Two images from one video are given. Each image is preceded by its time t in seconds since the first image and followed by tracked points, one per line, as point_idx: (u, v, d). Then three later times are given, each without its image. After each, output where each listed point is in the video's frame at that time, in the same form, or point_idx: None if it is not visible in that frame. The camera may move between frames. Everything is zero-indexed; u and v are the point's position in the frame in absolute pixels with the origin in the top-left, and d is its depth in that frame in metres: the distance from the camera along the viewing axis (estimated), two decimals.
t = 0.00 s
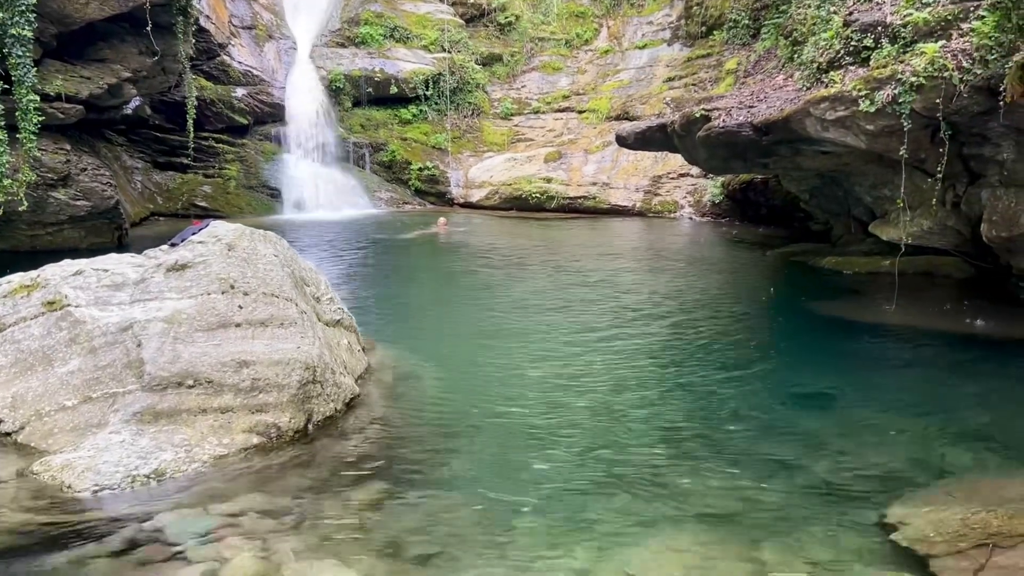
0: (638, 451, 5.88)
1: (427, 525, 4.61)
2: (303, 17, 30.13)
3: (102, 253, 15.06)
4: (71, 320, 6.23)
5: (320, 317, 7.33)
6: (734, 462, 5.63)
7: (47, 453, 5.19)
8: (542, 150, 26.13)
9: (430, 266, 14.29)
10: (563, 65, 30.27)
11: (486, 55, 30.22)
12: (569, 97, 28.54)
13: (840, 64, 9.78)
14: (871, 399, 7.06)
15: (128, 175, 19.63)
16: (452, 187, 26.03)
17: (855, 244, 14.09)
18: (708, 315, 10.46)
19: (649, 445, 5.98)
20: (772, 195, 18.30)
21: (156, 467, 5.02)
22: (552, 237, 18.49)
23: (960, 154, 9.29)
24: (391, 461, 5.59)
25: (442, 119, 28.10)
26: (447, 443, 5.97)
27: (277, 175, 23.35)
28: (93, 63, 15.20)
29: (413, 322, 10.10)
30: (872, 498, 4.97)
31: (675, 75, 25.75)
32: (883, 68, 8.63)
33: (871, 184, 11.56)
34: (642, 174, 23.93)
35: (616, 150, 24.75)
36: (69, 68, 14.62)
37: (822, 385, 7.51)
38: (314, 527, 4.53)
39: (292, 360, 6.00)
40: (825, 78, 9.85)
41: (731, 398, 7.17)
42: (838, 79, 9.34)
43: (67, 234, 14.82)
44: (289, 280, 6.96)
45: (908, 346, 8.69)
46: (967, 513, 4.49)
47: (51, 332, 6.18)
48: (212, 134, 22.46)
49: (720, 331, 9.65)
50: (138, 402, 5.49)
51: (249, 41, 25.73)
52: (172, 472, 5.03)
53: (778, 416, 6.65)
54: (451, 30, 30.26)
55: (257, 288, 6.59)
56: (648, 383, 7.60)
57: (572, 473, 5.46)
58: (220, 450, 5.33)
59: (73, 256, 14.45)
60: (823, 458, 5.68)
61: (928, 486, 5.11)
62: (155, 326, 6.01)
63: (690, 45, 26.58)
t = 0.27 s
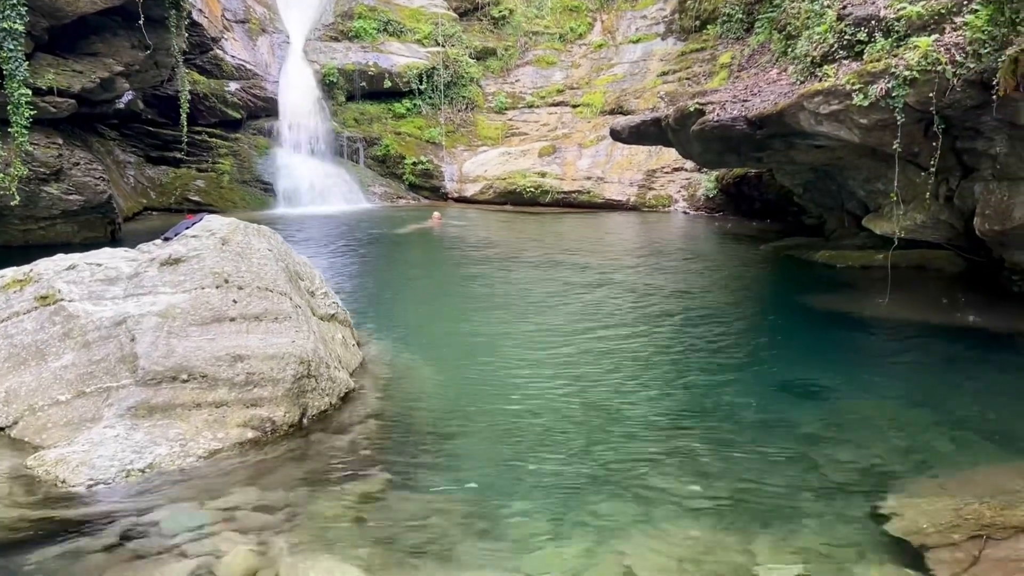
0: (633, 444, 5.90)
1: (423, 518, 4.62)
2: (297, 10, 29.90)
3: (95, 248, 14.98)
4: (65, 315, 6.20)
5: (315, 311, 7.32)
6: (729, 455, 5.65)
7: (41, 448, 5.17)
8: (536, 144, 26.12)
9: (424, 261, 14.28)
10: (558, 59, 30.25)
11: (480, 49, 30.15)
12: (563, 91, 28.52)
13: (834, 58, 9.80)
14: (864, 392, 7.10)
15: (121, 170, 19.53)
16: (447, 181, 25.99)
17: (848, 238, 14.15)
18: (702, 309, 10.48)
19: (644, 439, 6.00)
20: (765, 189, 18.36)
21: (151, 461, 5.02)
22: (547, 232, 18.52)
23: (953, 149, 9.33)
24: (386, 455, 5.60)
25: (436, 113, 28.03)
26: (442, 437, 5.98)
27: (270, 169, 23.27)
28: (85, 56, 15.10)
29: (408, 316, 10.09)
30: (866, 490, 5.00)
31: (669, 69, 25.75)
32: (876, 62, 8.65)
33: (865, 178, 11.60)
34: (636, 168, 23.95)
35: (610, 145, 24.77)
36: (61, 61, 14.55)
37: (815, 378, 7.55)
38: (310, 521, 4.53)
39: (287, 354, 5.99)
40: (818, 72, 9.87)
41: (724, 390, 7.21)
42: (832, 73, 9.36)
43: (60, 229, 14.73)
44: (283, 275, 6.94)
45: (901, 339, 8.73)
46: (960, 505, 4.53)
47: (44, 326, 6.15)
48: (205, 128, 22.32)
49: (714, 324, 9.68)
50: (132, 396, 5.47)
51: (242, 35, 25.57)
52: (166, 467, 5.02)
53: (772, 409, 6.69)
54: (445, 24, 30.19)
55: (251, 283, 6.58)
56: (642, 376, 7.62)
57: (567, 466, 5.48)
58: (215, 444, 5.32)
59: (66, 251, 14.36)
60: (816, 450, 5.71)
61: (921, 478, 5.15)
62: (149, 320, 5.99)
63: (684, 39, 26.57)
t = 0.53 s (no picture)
0: (628, 439, 5.91)
1: (418, 514, 4.62)
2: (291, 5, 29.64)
3: (88, 243, 14.91)
4: (58, 310, 6.17)
5: (309, 307, 7.30)
6: (723, 450, 5.67)
7: (35, 444, 5.15)
8: (531, 140, 26.09)
9: (418, 256, 14.26)
10: (552, 55, 30.23)
11: (474, 44, 30.08)
12: (557, 86, 28.49)
13: (828, 54, 9.82)
14: (858, 387, 7.13)
15: (114, 165, 19.44)
16: (441, 176, 25.93)
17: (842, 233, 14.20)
18: (697, 305, 10.50)
19: (639, 434, 6.01)
20: (760, 184, 18.42)
21: (146, 457, 5.01)
22: (542, 227, 18.53)
23: (947, 144, 9.37)
24: (381, 450, 5.60)
25: (430, 108, 27.94)
26: (437, 433, 5.98)
27: (264, 164, 23.17)
28: (77, 51, 15.03)
29: (402, 312, 10.07)
30: (859, 485, 5.03)
31: (663, 64, 25.74)
32: (870, 57, 8.67)
33: (859, 173, 11.63)
34: (630, 163, 23.97)
35: (605, 140, 24.78)
36: (53, 56, 14.48)
37: (809, 373, 7.57)
38: (305, 516, 4.53)
39: (281, 349, 5.98)
40: (813, 68, 9.89)
41: (718, 385, 7.23)
42: (826, 68, 9.38)
43: (52, 224, 14.65)
44: (278, 270, 6.91)
45: (894, 334, 8.77)
46: (953, 498, 4.56)
47: (38, 322, 6.13)
48: (198, 123, 22.18)
49: (709, 319, 9.69)
50: (126, 392, 5.46)
51: (236, 30, 25.42)
52: (160, 463, 5.01)
53: (766, 404, 6.71)
54: (439, 19, 30.13)
55: (246, 278, 6.56)
56: (637, 371, 7.62)
57: (562, 461, 5.49)
58: (209, 440, 5.31)
59: (60, 247, 14.29)
60: (810, 445, 5.74)
61: (915, 472, 5.17)
62: (143, 316, 5.97)
63: (678, 34, 26.55)
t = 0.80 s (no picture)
0: (623, 435, 5.93)
1: (414, 510, 4.63)
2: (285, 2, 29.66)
3: (82, 240, 14.83)
4: (52, 307, 6.15)
5: (304, 304, 7.29)
6: (718, 445, 5.69)
7: (29, 441, 5.13)
8: (525, 136, 26.07)
9: (413, 253, 14.23)
10: (546, 51, 30.23)
11: (469, 40, 30.02)
12: (552, 83, 28.47)
13: (822, 50, 9.85)
14: (851, 382, 7.16)
15: (107, 162, 19.36)
16: (436, 173, 25.89)
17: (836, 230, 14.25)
18: (692, 301, 10.51)
19: (634, 430, 6.03)
20: (753, 181, 18.48)
21: (141, 454, 4.99)
22: (536, 223, 18.54)
23: (940, 140, 9.41)
24: (376, 446, 5.60)
25: (425, 104, 27.87)
26: (433, 429, 5.98)
27: (258, 161, 23.07)
28: (71, 47, 14.99)
29: (398, 309, 10.05)
30: (853, 480, 5.05)
31: (658, 61, 25.74)
32: (864, 54, 8.71)
33: (853, 170, 11.67)
34: (625, 160, 24.01)
35: (599, 137, 24.79)
36: (47, 52, 14.47)
37: (803, 369, 7.60)
38: (301, 513, 4.53)
39: (276, 346, 5.98)
40: (807, 64, 9.91)
41: (713, 381, 7.25)
42: (820, 65, 9.40)
43: (46, 221, 14.56)
44: (272, 266, 6.90)
45: (888, 330, 8.81)
46: (946, 493, 4.59)
47: (32, 319, 6.10)
48: (192, 120, 22.11)
49: (703, 316, 9.71)
50: (120, 389, 5.44)
51: (230, 27, 25.35)
52: (155, 459, 5.00)
53: (760, 400, 6.73)
54: (433, 15, 30.09)
55: (240, 274, 6.55)
56: (631, 368, 7.64)
57: (557, 456, 5.50)
58: (204, 436, 5.30)
59: (53, 243, 14.22)
60: (805, 441, 5.76)
61: (908, 467, 5.21)
62: (137, 312, 5.95)
63: (673, 31, 26.54)
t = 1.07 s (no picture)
0: (620, 432, 5.93)
1: (410, 507, 4.63)
2: None
3: (77, 238, 14.77)
4: (47, 305, 6.13)
5: (299, 301, 7.28)
6: (715, 443, 5.71)
7: (24, 439, 5.11)
8: (521, 134, 26.08)
9: (408, 251, 14.20)
10: (542, 49, 30.24)
11: (464, 38, 29.99)
12: (547, 81, 28.48)
13: (817, 48, 9.88)
14: (846, 380, 7.19)
15: (101, 159, 19.30)
16: (431, 171, 25.86)
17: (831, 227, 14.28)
18: (688, 299, 10.53)
19: (631, 427, 6.03)
20: (748, 179, 18.52)
21: (136, 451, 4.98)
22: (532, 221, 18.54)
23: (935, 138, 9.44)
24: (373, 444, 5.59)
25: (420, 102, 27.83)
26: (429, 427, 5.97)
27: (253, 158, 23.00)
28: (65, 45, 14.98)
29: (395, 307, 10.02)
30: (849, 477, 5.07)
31: (653, 59, 25.76)
32: (859, 52, 8.75)
33: (848, 168, 11.70)
34: (620, 158, 24.04)
35: (595, 134, 24.83)
36: (41, 49, 14.43)
37: (799, 367, 7.62)
38: (297, 511, 4.52)
39: (272, 343, 5.96)
40: (802, 62, 9.94)
41: (709, 379, 7.27)
42: (815, 63, 9.43)
43: (41, 219, 14.49)
44: (268, 264, 6.89)
45: (883, 327, 8.84)
46: (941, 490, 4.61)
47: (26, 317, 6.08)
48: (187, 117, 22.04)
49: (699, 314, 9.72)
50: (116, 386, 5.43)
51: (224, 24, 25.26)
52: (151, 457, 4.99)
53: (756, 397, 6.75)
54: (429, 13, 30.09)
55: (235, 272, 6.53)
56: (628, 365, 7.64)
57: (554, 454, 5.50)
58: (200, 434, 5.29)
59: (47, 241, 14.15)
60: (800, 438, 5.78)
61: (904, 464, 5.23)
62: (132, 310, 5.94)
63: (668, 29, 26.56)
